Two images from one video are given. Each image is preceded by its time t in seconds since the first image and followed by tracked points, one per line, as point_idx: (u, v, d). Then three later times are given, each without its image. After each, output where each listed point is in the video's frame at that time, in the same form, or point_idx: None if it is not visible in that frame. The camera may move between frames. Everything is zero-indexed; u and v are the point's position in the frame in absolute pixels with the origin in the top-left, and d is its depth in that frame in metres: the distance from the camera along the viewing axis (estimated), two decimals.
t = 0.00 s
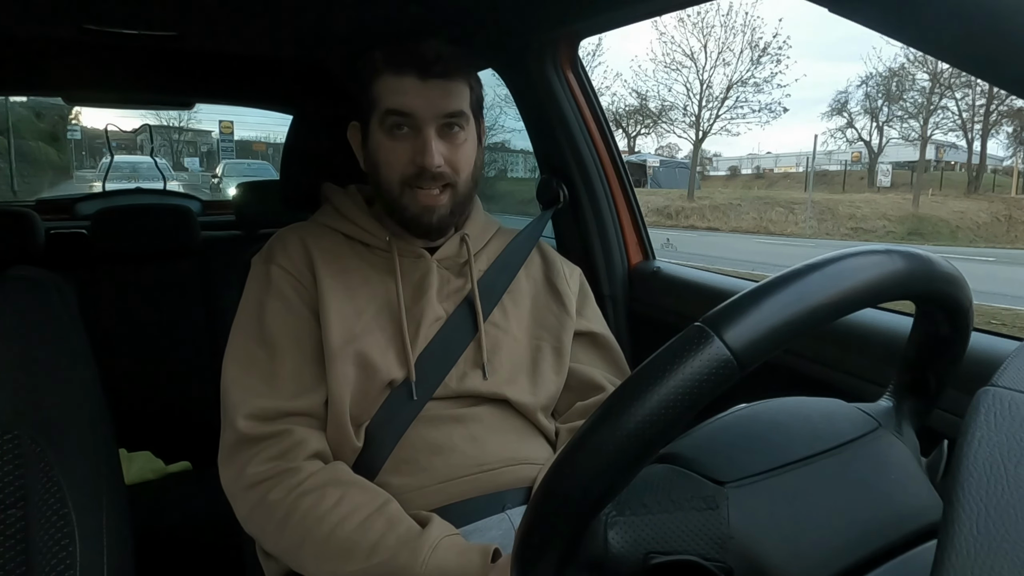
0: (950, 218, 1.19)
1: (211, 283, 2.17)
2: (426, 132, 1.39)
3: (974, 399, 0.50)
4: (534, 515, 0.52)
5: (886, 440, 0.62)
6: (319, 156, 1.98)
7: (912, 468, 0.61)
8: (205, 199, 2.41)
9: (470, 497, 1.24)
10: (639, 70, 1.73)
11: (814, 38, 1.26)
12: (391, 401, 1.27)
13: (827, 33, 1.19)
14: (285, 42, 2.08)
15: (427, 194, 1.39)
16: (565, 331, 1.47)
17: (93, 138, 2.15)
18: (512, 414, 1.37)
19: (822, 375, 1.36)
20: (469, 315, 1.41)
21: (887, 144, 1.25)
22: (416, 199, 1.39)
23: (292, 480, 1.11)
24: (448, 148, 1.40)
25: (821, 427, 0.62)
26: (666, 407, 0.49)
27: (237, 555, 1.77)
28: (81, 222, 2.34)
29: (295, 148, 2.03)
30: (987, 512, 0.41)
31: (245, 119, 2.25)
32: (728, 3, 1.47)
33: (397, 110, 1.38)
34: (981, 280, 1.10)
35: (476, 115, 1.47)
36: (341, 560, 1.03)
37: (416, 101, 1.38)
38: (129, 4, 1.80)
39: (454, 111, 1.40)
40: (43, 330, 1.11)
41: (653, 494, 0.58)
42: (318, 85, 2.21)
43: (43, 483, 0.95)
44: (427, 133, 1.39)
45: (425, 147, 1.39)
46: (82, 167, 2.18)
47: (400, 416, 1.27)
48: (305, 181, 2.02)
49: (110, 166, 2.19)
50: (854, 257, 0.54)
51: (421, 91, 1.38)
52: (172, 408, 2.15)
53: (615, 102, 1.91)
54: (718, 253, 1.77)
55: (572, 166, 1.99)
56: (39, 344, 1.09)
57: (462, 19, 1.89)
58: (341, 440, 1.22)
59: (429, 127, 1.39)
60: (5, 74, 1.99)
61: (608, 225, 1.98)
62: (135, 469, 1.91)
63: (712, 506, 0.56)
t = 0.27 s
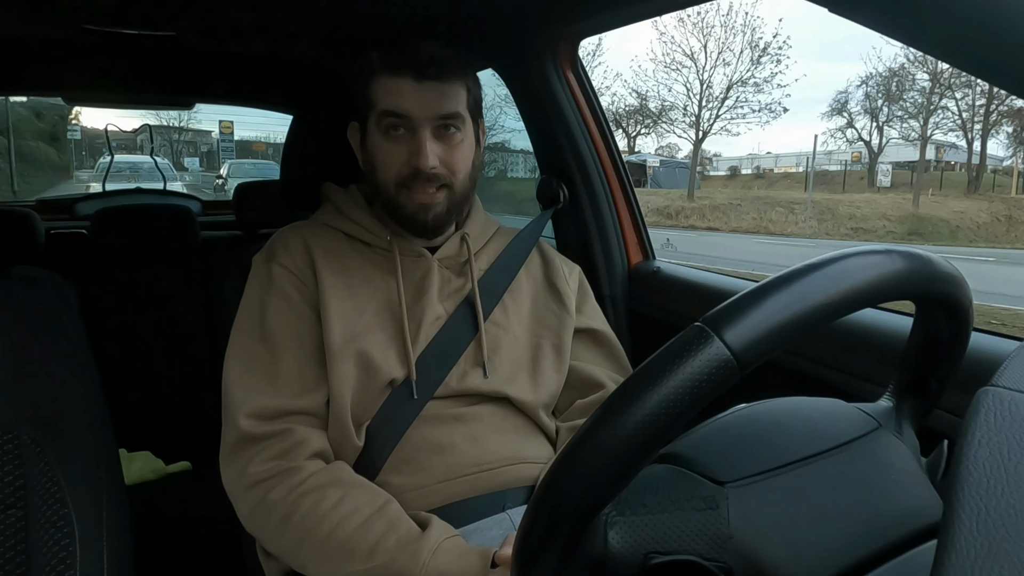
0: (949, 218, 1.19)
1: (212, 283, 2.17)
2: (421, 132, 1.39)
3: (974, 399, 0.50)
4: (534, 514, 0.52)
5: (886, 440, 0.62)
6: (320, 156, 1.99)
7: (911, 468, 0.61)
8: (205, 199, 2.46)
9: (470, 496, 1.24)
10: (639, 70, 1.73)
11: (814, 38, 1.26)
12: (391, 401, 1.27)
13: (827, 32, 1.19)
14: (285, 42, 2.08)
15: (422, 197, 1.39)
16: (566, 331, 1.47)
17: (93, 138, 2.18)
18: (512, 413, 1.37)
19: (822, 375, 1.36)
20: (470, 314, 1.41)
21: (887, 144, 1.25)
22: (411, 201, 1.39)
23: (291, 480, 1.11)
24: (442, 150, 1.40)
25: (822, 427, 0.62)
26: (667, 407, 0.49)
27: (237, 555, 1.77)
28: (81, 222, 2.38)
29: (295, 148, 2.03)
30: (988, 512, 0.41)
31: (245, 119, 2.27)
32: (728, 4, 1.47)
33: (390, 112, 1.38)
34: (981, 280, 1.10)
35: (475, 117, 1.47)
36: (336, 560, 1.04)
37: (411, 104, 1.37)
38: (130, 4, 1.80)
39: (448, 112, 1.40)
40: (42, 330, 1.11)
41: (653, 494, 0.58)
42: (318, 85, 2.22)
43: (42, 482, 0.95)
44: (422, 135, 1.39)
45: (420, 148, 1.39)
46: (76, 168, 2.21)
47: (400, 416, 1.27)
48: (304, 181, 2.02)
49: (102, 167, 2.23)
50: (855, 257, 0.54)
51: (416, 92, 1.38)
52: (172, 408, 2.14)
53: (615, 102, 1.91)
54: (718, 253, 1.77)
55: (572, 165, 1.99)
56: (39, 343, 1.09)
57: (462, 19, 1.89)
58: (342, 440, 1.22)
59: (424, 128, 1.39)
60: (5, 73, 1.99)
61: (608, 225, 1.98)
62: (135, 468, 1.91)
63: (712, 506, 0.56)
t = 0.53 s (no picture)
0: (950, 218, 1.19)
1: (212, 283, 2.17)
2: (419, 130, 1.39)
3: (974, 399, 0.50)
4: (534, 513, 0.52)
5: (886, 440, 0.62)
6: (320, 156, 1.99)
7: (912, 468, 0.61)
8: (205, 199, 2.46)
9: (470, 495, 1.24)
10: (639, 70, 1.73)
11: (814, 38, 1.26)
12: (391, 401, 1.27)
13: (827, 33, 1.19)
14: (285, 42, 2.08)
15: (420, 192, 1.39)
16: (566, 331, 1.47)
17: (93, 139, 2.17)
18: (512, 413, 1.37)
19: (822, 375, 1.36)
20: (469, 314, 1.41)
21: (887, 144, 1.25)
22: (411, 195, 1.39)
23: (290, 480, 1.11)
24: (441, 147, 1.41)
25: (822, 427, 0.62)
26: (667, 407, 0.49)
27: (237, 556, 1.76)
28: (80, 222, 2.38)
29: (295, 148, 2.03)
30: (987, 512, 0.41)
31: (245, 119, 2.26)
32: (728, 3, 1.47)
33: (390, 109, 1.38)
34: (981, 280, 1.10)
35: (472, 115, 1.47)
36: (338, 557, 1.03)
37: (407, 100, 1.38)
38: (129, 4, 1.80)
39: (447, 110, 1.40)
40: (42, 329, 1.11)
41: (653, 494, 0.58)
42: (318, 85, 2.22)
43: (43, 481, 0.95)
44: (421, 131, 1.39)
45: (420, 144, 1.39)
46: (76, 168, 2.19)
47: (400, 415, 1.27)
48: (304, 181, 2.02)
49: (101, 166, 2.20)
50: (855, 257, 0.54)
51: (415, 91, 1.38)
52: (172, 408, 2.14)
53: (615, 102, 1.91)
54: (718, 252, 1.77)
55: (572, 165, 1.99)
56: (38, 343, 1.09)
57: (462, 19, 1.89)
58: (341, 439, 1.23)
59: (423, 126, 1.39)
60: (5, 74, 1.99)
61: (608, 225, 1.98)
62: (135, 469, 1.91)
63: (712, 506, 0.56)
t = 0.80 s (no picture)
0: (950, 218, 1.19)
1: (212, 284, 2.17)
2: (426, 140, 1.38)
3: (974, 399, 0.50)
4: (535, 513, 0.52)
5: (887, 441, 0.62)
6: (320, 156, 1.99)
7: (912, 468, 0.61)
8: (205, 199, 2.47)
9: (470, 495, 1.24)
10: (639, 70, 1.73)
11: (814, 38, 1.26)
12: (391, 401, 1.27)
13: (827, 33, 1.19)
14: (285, 42, 2.08)
15: (422, 202, 1.39)
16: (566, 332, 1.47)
17: (92, 139, 2.16)
18: (512, 413, 1.37)
19: (822, 375, 1.36)
20: (470, 315, 1.41)
21: (887, 144, 1.25)
22: (414, 206, 1.39)
23: (289, 482, 1.11)
24: (446, 157, 1.40)
25: (821, 427, 0.62)
26: (666, 407, 0.49)
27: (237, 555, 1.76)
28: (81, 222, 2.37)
29: (295, 148, 2.03)
30: (986, 512, 0.41)
31: (245, 119, 2.27)
32: (728, 3, 1.47)
33: (397, 115, 1.38)
34: (981, 280, 1.10)
35: (482, 122, 1.47)
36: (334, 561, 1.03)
37: (414, 107, 1.37)
38: (129, 4, 1.80)
39: (455, 117, 1.39)
40: (42, 330, 1.11)
41: (653, 494, 0.58)
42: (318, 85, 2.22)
43: (43, 482, 0.95)
44: (427, 140, 1.38)
45: (425, 154, 1.39)
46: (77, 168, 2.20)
47: (400, 416, 1.27)
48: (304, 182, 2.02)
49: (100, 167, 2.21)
50: (855, 257, 0.54)
51: (422, 99, 1.37)
52: (172, 408, 2.14)
53: (615, 102, 1.91)
54: (718, 252, 1.77)
55: (572, 165, 1.99)
56: (38, 343, 1.09)
57: (462, 19, 1.89)
58: (342, 440, 1.23)
59: (429, 136, 1.39)
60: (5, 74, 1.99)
61: (608, 226, 1.98)
62: (135, 469, 1.90)
63: (712, 506, 0.56)
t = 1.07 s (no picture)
0: (949, 218, 1.19)
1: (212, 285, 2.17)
2: (421, 148, 1.37)
3: (974, 399, 0.50)
4: (534, 513, 0.52)
5: (886, 441, 0.62)
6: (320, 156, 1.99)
7: (912, 468, 0.61)
8: (204, 199, 2.44)
9: (470, 495, 1.24)
10: (639, 70, 1.73)
11: (814, 38, 1.26)
12: (391, 402, 1.27)
13: (827, 33, 1.19)
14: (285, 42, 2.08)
15: (418, 209, 1.38)
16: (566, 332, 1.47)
17: (92, 139, 2.16)
18: (512, 414, 1.37)
19: (822, 375, 1.36)
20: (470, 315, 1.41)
21: (887, 144, 1.25)
22: (411, 211, 1.38)
23: (289, 482, 1.11)
24: (441, 165, 1.39)
25: (822, 427, 0.62)
26: (666, 407, 0.49)
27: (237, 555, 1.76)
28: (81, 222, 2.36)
29: (295, 148, 2.03)
30: (986, 511, 0.41)
31: (245, 119, 2.26)
32: (728, 3, 1.47)
33: (390, 123, 1.36)
34: (981, 280, 1.10)
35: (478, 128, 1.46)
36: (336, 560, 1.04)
37: (412, 118, 1.35)
38: (130, 4, 1.80)
39: (450, 124, 1.38)
40: (42, 330, 1.11)
41: (653, 494, 0.58)
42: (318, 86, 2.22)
43: (43, 482, 0.94)
44: (422, 149, 1.37)
45: (421, 163, 1.37)
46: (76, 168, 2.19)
47: (401, 416, 1.27)
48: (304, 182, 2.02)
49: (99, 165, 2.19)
50: (854, 257, 0.54)
51: (417, 108, 1.36)
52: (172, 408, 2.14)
53: (615, 102, 1.91)
54: (718, 252, 1.77)
55: (572, 165, 1.99)
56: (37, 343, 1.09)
57: (462, 19, 1.88)
58: (343, 440, 1.23)
59: (424, 144, 1.37)
60: (5, 74, 1.99)
61: (608, 226, 1.98)
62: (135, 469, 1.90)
63: (712, 506, 0.56)
